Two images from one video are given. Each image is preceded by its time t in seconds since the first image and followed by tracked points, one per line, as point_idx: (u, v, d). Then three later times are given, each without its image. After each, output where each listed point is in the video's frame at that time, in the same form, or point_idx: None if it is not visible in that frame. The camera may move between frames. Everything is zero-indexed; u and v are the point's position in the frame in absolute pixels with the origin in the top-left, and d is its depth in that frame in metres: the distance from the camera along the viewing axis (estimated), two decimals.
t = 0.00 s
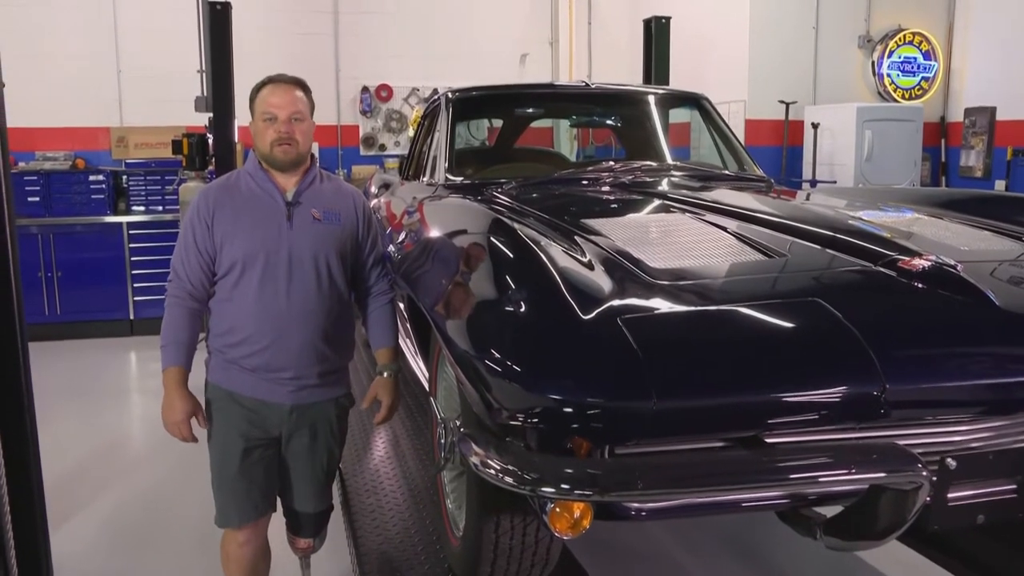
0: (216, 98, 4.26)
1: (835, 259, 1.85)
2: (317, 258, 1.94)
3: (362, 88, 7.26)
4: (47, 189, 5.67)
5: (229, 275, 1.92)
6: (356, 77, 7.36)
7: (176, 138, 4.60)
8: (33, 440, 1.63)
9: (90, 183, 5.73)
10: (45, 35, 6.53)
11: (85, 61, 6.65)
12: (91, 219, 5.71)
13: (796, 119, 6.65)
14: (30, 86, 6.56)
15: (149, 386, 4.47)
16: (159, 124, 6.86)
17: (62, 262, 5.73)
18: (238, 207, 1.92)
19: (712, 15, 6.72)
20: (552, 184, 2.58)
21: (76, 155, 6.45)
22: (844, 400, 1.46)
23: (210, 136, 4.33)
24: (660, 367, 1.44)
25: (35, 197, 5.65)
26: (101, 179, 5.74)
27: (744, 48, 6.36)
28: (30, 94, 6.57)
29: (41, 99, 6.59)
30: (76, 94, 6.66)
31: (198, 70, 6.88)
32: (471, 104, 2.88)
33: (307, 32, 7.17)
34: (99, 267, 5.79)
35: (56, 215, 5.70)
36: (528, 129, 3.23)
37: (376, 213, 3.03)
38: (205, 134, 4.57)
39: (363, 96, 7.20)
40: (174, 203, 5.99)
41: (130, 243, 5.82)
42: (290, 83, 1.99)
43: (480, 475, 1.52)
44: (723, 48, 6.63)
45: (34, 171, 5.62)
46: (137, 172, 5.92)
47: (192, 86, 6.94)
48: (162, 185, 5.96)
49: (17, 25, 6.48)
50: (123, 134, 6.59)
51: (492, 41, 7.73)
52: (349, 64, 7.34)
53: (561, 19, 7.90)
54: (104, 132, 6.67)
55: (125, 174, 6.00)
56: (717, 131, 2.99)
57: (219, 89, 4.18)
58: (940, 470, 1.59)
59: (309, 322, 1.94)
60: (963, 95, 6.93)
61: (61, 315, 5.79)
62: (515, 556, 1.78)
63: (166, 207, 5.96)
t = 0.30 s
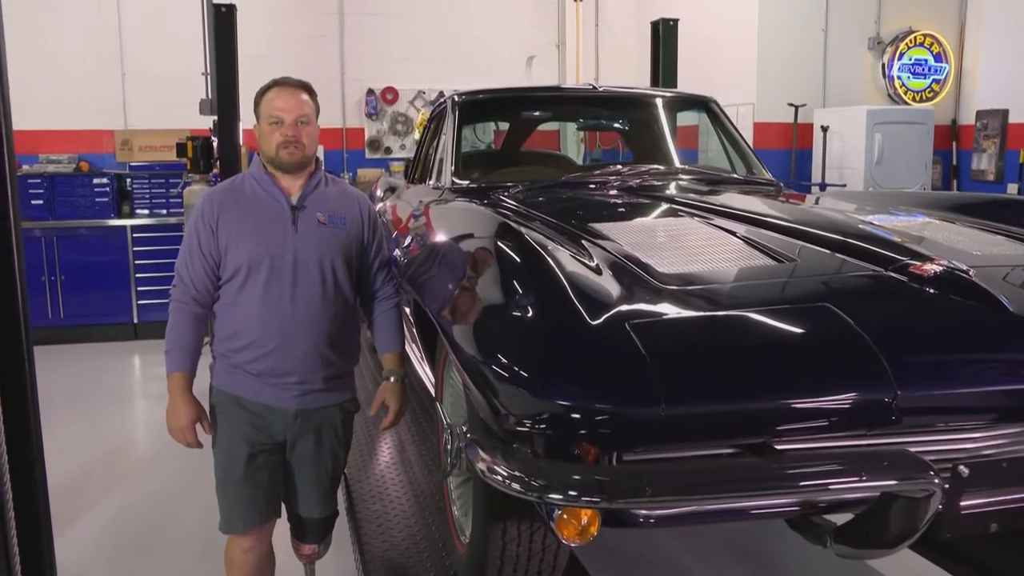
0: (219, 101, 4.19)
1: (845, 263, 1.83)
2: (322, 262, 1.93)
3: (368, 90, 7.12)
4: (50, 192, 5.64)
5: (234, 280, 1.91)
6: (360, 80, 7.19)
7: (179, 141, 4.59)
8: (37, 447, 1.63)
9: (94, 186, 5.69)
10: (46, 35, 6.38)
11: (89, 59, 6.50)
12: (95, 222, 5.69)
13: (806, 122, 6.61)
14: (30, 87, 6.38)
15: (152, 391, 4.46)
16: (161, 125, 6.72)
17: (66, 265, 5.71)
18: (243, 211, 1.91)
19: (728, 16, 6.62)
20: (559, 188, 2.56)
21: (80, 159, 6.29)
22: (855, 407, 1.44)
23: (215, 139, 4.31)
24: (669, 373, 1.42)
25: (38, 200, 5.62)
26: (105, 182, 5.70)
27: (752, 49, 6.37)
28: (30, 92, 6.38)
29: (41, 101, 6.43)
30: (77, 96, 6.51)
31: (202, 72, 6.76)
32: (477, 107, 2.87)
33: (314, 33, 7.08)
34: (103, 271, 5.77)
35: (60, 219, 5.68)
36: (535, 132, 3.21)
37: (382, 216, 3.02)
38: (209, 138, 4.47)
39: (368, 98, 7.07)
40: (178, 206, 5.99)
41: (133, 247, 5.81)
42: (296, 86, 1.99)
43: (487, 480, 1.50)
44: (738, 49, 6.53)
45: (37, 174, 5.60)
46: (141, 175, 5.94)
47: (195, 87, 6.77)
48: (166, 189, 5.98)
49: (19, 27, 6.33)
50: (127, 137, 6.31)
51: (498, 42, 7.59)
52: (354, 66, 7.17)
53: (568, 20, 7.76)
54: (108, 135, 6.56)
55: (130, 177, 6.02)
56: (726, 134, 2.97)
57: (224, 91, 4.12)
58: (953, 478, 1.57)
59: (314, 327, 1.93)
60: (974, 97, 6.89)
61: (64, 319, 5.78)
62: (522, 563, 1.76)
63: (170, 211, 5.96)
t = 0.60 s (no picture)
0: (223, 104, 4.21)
1: (853, 267, 1.81)
2: (326, 266, 1.92)
3: (373, 92, 7.08)
4: (54, 194, 5.63)
5: (238, 283, 1.90)
6: (365, 82, 7.17)
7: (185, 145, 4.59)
8: (42, 454, 1.62)
9: (98, 188, 5.68)
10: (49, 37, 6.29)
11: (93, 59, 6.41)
12: (98, 225, 5.68)
13: (815, 124, 6.61)
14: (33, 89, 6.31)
15: (156, 395, 4.46)
16: (164, 127, 6.60)
17: (69, 268, 5.70)
18: (247, 215, 1.90)
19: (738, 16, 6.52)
20: (565, 192, 2.55)
21: (83, 161, 6.22)
22: (864, 413, 1.42)
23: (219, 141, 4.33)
24: (677, 378, 1.40)
25: (42, 202, 5.61)
26: (109, 184, 5.69)
27: (761, 50, 6.34)
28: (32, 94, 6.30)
29: (43, 104, 6.35)
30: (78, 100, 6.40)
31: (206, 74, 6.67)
32: (483, 110, 2.87)
33: (317, 35, 7.00)
34: (107, 274, 5.77)
35: (63, 221, 5.67)
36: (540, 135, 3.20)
37: (388, 220, 3.01)
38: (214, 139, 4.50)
39: (374, 101, 7.03)
40: (183, 208, 5.93)
41: (136, 250, 5.80)
42: (300, 89, 1.98)
43: (493, 486, 1.48)
44: (748, 51, 6.45)
45: (41, 176, 5.59)
46: (145, 178, 5.88)
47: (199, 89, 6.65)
48: (170, 191, 5.91)
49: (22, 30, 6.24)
50: (131, 140, 6.34)
51: (503, 43, 7.50)
52: (359, 68, 7.14)
53: (574, 21, 7.65)
54: (112, 137, 6.47)
55: (132, 179, 5.95)
56: (733, 136, 2.95)
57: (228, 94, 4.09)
58: (963, 484, 1.55)
59: (318, 331, 1.92)
60: (985, 99, 6.87)
61: (67, 323, 5.78)
62: (528, 570, 1.74)
63: (174, 213, 5.90)
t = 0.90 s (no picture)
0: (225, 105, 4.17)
1: (863, 272, 1.79)
2: (330, 269, 1.91)
3: (377, 94, 7.07)
4: (55, 197, 5.62)
5: (240, 287, 1.89)
6: (370, 84, 7.15)
7: (187, 146, 4.58)
8: (45, 458, 1.61)
9: (101, 191, 5.66)
10: (52, 40, 6.29)
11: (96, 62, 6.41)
12: (101, 228, 5.68)
13: (823, 126, 6.59)
14: (38, 93, 6.31)
15: (158, 399, 4.45)
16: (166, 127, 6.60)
17: (71, 271, 5.70)
18: (249, 218, 1.89)
19: (748, 18, 6.47)
20: (572, 195, 2.53)
21: (84, 164, 6.25)
22: (874, 418, 1.40)
23: (222, 143, 4.35)
24: (684, 383, 1.38)
25: (44, 205, 5.61)
26: (111, 187, 5.67)
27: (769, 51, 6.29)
28: (37, 98, 6.30)
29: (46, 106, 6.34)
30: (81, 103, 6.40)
31: (209, 75, 6.62)
32: (488, 112, 2.86)
33: (322, 37, 6.98)
34: (110, 278, 5.77)
35: (66, 224, 5.66)
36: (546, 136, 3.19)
37: (392, 223, 3.00)
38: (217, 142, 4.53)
39: (377, 103, 7.03)
40: (186, 212, 5.89)
41: (139, 253, 5.80)
42: (303, 92, 1.98)
43: (500, 492, 1.46)
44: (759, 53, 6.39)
45: (42, 178, 5.57)
46: (148, 181, 5.84)
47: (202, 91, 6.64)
48: (173, 194, 5.87)
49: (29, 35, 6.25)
50: (133, 142, 6.37)
51: (509, 45, 7.48)
52: (363, 70, 7.13)
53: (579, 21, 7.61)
54: (114, 139, 6.48)
55: (136, 182, 5.93)
56: (741, 139, 2.93)
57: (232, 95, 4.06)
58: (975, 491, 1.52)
59: (322, 335, 1.91)
60: (997, 99, 6.83)
61: (70, 326, 5.79)
62: None
63: (177, 216, 5.87)
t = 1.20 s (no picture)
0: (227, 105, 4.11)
1: (871, 275, 1.76)
2: (332, 273, 1.90)
3: (380, 95, 7.06)
4: (56, 200, 5.62)
5: (242, 291, 1.88)
6: (374, 86, 7.14)
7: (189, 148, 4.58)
8: (46, 462, 1.60)
9: (101, 193, 5.66)
10: (57, 43, 6.30)
11: (100, 65, 6.41)
12: (101, 230, 5.68)
13: (832, 129, 6.54)
14: (41, 96, 6.32)
15: (158, 404, 4.44)
16: (171, 129, 6.63)
17: (71, 275, 5.69)
18: (251, 221, 1.88)
19: (754, 17, 6.44)
20: (577, 198, 2.52)
21: (85, 165, 6.24)
22: (883, 424, 1.37)
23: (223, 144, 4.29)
24: (691, 389, 1.36)
25: (44, 207, 5.60)
26: (111, 189, 5.67)
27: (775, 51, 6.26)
28: (40, 101, 6.31)
29: (50, 109, 6.35)
30: (85, 106, 6.42)
31: (212, 77, 6.61)
32: (493, 114, 2.83)
33: (327, 40, 6.98)
34: (110, 281, 5.76)
35: (66, 226, 5.66)
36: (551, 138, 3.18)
37: (395, 225, 2.99)
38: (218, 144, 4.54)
39: (380, 104, 7.01)
40: (186, 214, 5.91)
41: (140, 255, 5.79)
42: (305, 93, 1.96)
43: (503, 498, 1.44)
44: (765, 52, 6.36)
45: (42, 180, 5.57)
46: (149, 183, 5.84)
47: (205, 94, 6.64)
48: (174, 196, 5.88)
49: (32, 38, 6.25)
50: (134, 143, 6.34)
51: (516, 46, 7.49)
52: (366, 71, 7.12)
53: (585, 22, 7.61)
54: (115, 141, 6.48)
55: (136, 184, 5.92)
56: (747, 141, 2.92)
57: (234, 95, 4.02)
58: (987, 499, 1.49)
59: (324, 339, 1.90)
60: (1008, 100, 6.82)
61: (70, 329, 5.76)
62: None
63: (177, 219, 5.88)
